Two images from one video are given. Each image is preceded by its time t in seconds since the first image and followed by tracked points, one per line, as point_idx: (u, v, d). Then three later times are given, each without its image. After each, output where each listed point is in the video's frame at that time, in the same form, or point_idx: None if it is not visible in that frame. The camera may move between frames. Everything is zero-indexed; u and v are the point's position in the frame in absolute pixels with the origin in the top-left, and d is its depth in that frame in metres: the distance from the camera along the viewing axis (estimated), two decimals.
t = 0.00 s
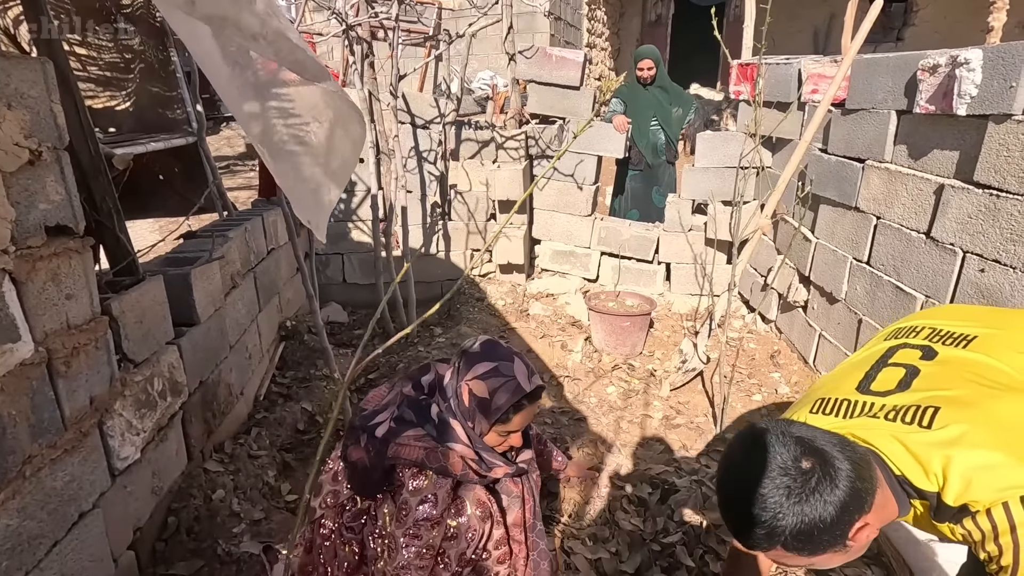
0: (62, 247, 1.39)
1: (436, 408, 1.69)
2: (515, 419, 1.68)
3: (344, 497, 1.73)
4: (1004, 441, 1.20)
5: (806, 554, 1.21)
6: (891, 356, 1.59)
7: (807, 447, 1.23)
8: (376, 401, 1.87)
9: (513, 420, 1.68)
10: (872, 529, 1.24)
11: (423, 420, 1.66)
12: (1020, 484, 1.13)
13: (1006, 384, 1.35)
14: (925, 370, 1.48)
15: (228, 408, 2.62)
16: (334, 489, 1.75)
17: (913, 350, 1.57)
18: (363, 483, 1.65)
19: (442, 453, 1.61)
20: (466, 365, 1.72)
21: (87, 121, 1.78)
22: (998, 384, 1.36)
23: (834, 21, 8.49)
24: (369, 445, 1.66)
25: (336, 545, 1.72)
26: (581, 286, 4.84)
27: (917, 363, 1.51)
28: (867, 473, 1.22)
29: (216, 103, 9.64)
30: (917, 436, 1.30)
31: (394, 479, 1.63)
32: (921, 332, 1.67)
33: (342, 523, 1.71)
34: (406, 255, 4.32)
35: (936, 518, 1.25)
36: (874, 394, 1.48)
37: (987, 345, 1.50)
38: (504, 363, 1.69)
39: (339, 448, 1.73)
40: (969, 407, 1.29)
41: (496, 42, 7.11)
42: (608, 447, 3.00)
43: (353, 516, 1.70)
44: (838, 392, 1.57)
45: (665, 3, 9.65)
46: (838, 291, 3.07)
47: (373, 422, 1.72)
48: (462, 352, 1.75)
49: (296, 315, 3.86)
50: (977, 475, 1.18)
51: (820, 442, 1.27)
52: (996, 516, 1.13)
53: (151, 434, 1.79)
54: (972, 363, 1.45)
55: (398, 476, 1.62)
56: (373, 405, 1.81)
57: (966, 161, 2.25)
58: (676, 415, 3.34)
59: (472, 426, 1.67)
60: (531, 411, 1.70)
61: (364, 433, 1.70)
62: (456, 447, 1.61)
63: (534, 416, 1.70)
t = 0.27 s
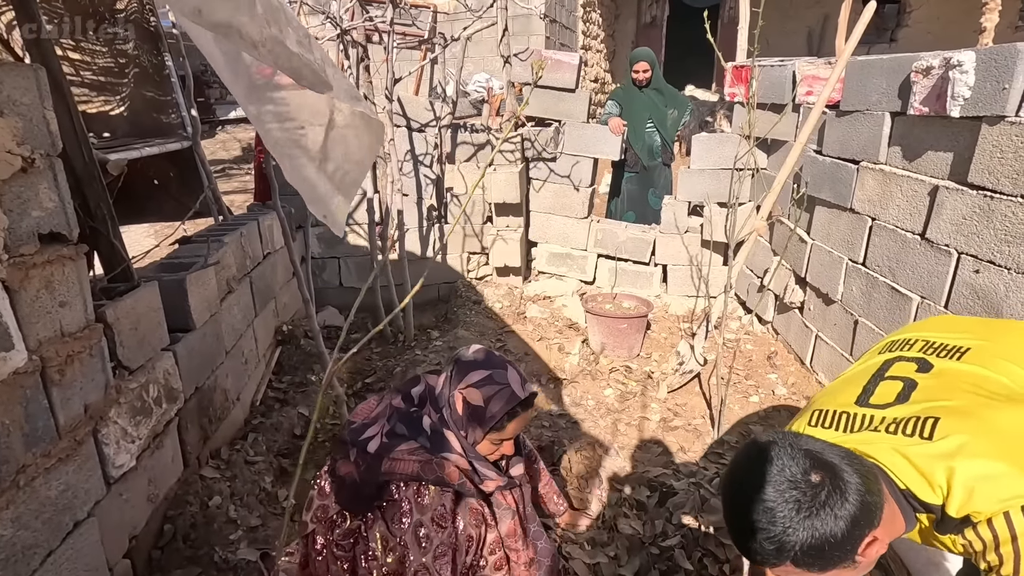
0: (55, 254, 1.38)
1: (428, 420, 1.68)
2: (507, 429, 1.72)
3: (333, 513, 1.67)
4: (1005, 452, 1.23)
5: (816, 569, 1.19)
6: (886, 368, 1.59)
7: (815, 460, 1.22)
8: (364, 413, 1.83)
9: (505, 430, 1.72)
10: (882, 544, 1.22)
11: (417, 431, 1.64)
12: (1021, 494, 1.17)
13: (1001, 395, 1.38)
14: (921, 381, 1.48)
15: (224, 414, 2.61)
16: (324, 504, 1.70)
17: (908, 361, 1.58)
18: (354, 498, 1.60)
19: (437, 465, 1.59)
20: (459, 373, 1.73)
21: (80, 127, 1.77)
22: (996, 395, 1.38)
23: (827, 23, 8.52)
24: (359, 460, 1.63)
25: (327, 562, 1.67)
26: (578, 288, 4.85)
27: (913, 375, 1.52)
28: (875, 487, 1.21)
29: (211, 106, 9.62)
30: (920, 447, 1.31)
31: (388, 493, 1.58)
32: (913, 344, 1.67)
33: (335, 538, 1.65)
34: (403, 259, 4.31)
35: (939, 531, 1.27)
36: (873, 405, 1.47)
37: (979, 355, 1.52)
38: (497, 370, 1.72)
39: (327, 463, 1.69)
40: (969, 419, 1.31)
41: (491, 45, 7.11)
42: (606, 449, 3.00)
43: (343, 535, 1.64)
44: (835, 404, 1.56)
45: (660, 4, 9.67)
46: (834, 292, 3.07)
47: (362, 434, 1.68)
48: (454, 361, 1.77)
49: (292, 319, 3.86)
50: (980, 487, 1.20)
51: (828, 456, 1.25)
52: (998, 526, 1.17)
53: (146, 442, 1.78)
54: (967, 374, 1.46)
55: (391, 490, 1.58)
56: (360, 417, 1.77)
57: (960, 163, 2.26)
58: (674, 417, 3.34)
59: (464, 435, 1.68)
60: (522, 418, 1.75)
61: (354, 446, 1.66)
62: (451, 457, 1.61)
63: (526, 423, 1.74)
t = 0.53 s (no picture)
0: (48, 264, 1.38)
1: (416, 436, 1.67)
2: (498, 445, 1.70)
3: (324, 529, 1.67)
4: (993, 429, 1.23)
5: (807, 565, 1.18)
6: (874, 367, 1.60)
7: (796, 456, 1.21)
8: (351, 426, 1.78)
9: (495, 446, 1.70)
10: (874, 535, 1.21)
11: (405, 448, 1.63)
12: (1014, 468, 1.17)
13: (987, 379, 1.38)
14: (910, 374, 1.49)
15: (218, 422, 2.59)
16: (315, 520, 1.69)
17: (895, 358, 1.59)
18: (347, 516, 1.60)
19: (430, 481, 1.61)
20: (444, 391, 1.69)
21: (73, 135, 1.76)
22: (982, 380, 1.38)
23: (820, 28, 8.58)
24: (350, 478, 1.60)
25: None
26: (574, 293, 4.85)
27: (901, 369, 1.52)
28: (860, 480, 1.20)
29: (205, 112, 9.59)
30: (910, 433, 1.31)
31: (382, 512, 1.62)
32: (900, 342, 1.68)
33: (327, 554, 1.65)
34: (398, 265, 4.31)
35: (938, 516, 1.26)
36: (864, 403, 1.48)
37: (964, 345, 1.53)
38: (483, 388, 1.68)
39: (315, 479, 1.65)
40: (959, 401, 1.31)
41: (486, 51, 7.13)
42: (602, 456, 3.00)
43: (337, 550, 1.63)
44: (829, 409, 1.56)
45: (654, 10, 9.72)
46: (828, 297, 3.08)
47: (351, 450, 1.65)
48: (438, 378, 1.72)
49: (287, 326, 3.84)
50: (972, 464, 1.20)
51: (811, 449, 1.24)
52: (993, 500, 1.17)
53: (139, 451, 1.77)
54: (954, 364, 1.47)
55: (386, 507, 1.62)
56: (348, 431, 1.73)
57: (951, 169, 2.27)
58: (670, 422, 3.34)
59: (453, 453, 1.67)
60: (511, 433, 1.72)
61: (344, 463, 1.63)
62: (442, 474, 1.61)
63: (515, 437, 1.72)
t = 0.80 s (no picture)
0: (37, 280, 1.38)
1: (397, 448, 1.71)
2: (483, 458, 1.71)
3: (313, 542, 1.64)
4: (1015, 397, 1.24)
5: (807, 491, 1.20)
6: (902, 313, 1.61)
7: (780, 381, 1.27)
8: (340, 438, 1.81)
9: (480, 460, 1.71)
10: (869, 462, 1.24)
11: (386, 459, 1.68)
12: None
13: (1019, 349, 1.38)
14: (937, 326, 1.50)
15: (210, 435, 2.59)
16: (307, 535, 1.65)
17: (928, 309, 1.59)
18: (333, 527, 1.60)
19: (409, 489, 1.63)
20: (426, 405, 1.71)
21: (64, 149, 1.77)
22: (1013, 349, 1.38)
23: (811, 38, 8.68)
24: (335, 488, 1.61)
25: None
26: (567, 303, 4.87)
27: (929, 320, 1.53)
28: (846, 401, 1.26)
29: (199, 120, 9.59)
30: (928, 387, 1.33)
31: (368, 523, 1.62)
32: (940, 294, 1.67)
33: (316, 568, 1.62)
34: (391, 275, 4.31)
35: (929, 470, 1.30)
36: (886, 347, 1.50)
37: (1000, 312, 1.52)
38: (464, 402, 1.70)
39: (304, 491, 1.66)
40: (986, 366, 1.32)
41: (480, 60, 7.17)
42: (594, 467, 3.00)
43: (326, 562, 1.61)
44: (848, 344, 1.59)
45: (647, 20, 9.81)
46: (818, 307, 3.11)
47: (336, 462, 1.67)
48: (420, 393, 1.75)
49: (280, 337, 3.84)
50: (982, 429, 1.22)
51: (793, 375, 1.31)
52: (993, 466, 1.19)
53: (128, 467, 1.76)
54: (989, 327, 1.46)
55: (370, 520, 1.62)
56: (337, 443, 1.76)
57: (936, 183, 2.31)
58: (662, 433, 3.34)
59: (435, 467, 1.70)
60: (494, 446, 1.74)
61: (330, 474, 1.65)
62: (422, 482, 1.66)
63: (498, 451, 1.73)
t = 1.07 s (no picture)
0: (25, 294, 1.38)
1: (384, 468, 1.75)
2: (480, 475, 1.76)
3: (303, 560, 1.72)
4: (974, 356, 1.25)
5: (773, 399, 1.25)
6: (893, 277, 1.65)
7: (757, 298, 1.33)
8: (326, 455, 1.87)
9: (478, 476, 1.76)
10: (834, 383, 1.29)
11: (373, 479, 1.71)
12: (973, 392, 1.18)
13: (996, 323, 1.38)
14: (922, 290, 1.53)
15: (200, 446, 2.57)
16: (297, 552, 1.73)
17: (921, 277, 1.61)
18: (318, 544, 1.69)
19: (395, 510, 1.64)
20: (421, 426, 1.79)
21: (55, 162, 1.77)
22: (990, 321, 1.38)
23: (803, 47, 8.76)
24: (320, 507, 1.70)
25: None
26: (560, 311, 4.87)
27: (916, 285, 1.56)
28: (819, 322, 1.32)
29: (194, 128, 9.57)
30: (894, 336, 1.36)
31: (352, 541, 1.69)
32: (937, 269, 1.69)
33: None
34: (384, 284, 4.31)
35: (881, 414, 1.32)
36: (870, 300, 1.54)
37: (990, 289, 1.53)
38: (466, 423, 1.78)
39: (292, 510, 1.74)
40: (954, 327, 1.33)
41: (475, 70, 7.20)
42: (587, 477, 3.00)
43: None
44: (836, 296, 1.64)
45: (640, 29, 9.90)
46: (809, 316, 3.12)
47: (322, 481, 1.74)
48: (420, 414, 1.81)
49: (272, 346, 3.83)
50: (933, 379, 1.23)
51: (771, 297, 1.37)
52: (937, 416, 1.19)
53: (117, 479, 1.76)
54: (973, 296, 1.48)
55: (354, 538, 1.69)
56: (321, 461, 1.81)
57: (922, 194, 2.33)
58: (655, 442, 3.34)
59: (428, 486, 1.73)
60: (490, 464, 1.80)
61: (316, 493, 1.72)
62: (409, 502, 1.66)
63: (495, 469, 1.81)
